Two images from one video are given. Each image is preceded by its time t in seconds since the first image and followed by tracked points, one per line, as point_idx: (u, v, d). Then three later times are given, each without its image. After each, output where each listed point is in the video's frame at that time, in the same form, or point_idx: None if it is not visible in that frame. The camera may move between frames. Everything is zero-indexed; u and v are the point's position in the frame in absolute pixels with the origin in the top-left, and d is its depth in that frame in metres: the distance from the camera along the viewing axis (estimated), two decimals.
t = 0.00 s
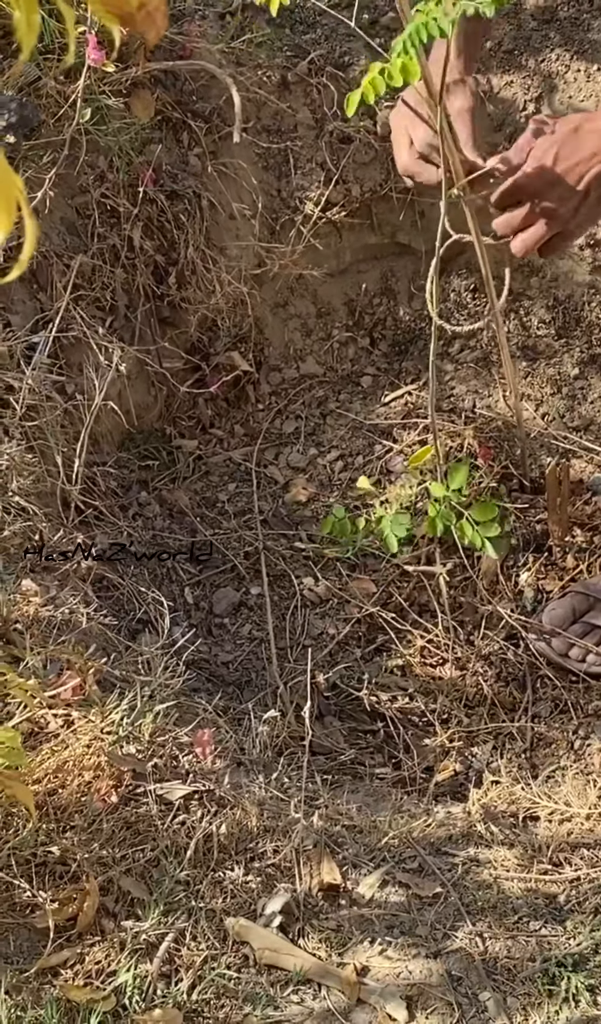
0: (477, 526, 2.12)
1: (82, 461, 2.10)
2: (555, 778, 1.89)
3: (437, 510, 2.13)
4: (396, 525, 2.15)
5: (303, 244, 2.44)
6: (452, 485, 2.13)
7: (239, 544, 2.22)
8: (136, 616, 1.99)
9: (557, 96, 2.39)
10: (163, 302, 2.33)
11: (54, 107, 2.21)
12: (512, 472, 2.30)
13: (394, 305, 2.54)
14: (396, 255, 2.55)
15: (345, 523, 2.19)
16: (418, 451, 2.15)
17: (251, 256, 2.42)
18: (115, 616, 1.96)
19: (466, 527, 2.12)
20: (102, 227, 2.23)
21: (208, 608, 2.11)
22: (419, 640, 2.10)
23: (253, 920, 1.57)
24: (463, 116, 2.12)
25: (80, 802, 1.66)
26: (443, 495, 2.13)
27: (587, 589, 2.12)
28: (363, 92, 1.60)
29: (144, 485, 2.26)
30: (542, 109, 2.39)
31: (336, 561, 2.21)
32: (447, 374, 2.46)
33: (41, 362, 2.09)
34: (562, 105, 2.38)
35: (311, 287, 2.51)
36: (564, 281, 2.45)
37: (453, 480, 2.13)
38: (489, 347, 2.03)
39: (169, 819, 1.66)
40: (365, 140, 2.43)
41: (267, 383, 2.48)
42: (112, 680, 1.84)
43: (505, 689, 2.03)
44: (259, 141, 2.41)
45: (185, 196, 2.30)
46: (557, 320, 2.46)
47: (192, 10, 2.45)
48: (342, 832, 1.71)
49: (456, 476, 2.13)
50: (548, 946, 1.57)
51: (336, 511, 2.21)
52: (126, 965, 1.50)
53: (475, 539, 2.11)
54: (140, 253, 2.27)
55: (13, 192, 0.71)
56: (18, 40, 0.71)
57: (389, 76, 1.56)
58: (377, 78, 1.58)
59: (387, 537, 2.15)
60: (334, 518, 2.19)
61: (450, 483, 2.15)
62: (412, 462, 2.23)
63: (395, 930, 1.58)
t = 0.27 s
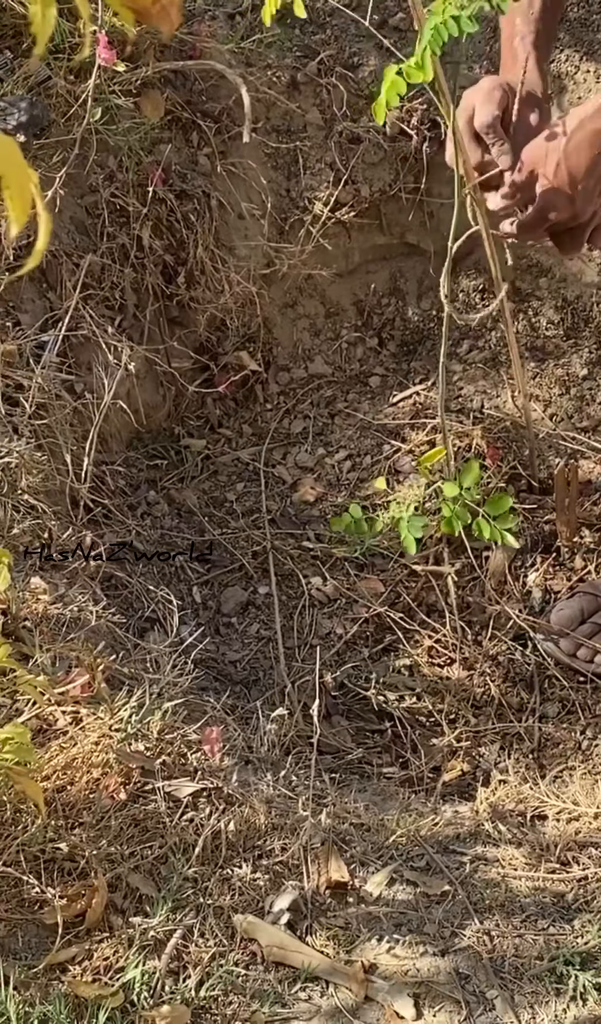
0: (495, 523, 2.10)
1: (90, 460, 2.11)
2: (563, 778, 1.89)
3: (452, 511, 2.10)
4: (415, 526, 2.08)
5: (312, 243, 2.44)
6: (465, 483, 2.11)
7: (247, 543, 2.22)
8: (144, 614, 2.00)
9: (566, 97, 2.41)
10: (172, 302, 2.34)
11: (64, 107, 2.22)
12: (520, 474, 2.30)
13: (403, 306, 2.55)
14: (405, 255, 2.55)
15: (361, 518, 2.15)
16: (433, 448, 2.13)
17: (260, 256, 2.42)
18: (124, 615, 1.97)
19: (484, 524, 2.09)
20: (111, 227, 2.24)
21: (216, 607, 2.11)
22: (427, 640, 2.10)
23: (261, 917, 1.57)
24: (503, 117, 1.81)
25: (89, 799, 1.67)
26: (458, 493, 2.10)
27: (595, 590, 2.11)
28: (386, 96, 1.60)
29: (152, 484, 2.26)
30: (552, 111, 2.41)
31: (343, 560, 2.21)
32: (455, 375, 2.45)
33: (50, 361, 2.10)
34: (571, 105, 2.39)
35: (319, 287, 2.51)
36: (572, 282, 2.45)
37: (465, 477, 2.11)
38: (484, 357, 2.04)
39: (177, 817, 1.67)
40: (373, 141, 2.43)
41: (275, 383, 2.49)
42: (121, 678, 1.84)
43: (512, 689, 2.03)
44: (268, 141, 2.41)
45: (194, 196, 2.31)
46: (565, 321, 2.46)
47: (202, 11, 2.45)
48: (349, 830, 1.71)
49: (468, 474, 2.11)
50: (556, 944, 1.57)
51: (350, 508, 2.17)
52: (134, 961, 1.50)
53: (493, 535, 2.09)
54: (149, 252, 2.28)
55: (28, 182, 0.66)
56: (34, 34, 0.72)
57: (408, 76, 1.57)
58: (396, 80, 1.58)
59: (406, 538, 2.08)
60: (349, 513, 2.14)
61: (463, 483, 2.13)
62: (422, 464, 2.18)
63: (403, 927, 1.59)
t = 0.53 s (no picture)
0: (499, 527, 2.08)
1: (98, 459, 2.12)
2: (569, 778, 1.89)
3: (456, 514, 2.08)
4: (418, 529, 2.08)
5: (320, 244, 2.46)
6: (469, 486, 2.10)
7: (254, 544, 2.23)
8: (151, 613, 2.00)
9: (574, 99, 2.41)
10: (179, 303, 2.34)
11: (74, 107, 2.23)
12: (528, 476, 2.30)
13: (410, 307, 2.56)
14: (413, 257, 2.56)
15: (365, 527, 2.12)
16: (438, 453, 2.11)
17: (267, 257, 2.43)
18: (131, 614, 1.97)
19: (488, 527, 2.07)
20: (119, 228, 2.25)
21: (223, 607, 2.12)
22: (433, 640, 2.10)
23: (267, 915, 1.58)
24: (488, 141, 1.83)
25: (96, 797, 1.67)
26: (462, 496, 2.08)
27: None
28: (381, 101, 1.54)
29: (160, 484, 2.27)
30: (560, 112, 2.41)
31: (350, 561, 2.21)
32: (462, 376, 2.45)
33: (59, 361, 2.10)
34: (580, 107, 2.40)
35: (327, 288, 2.53)
36: (580, 284, 2.46)
37: (470, 480, 2.11)
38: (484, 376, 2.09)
39: (184, 815, 1.67)
40: (381, 142, 2.43)
41: (283, 384, 2.49)
42: (128, 676, 1.85)
43: (518, 690, 2.04)
44: (276, 143, 2.41)
45: (203, 197, 2.32)
46: (573, 323, 2.47)
47: (211, 13, 2.46)
48: (356, 829, 1.71)
49: (472, 478, 2.11)
50: (562, 943, 1.57)
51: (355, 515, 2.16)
52: (140, 958, 1.50)
53: (494, 537, 2.07)
54: (157, 253, 2.28)
55: (39, 175, 0.64)
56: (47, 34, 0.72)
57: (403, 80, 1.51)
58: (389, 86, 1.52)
59: (409, 542, 2.07)
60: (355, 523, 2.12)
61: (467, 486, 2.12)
62: (427, 468, 2.17)
63: (409, 926, 1.59)
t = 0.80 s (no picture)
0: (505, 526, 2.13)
1: (102, 462, 2.12)
2: (570, 783, 1.89)
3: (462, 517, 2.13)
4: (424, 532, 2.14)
5: (323, 250, 2.46)
6: (475, 489, 2.14)
7: (257, 548, 2.23)
8: (154, 617, 2.01)
9: (578, 105, 2.39)
10: (183, 307, 2.35)
11: (78, 113, 2.24)
12: (530, 480, 2.31)
13: (413, 312, 2.53)
14: (416, 262, 2.52)
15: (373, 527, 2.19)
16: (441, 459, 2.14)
17: (271, 262, 2.43)
18: (134, 617, 1.98)
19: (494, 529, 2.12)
20: (124, 233, 2.26)
21: (225, 611, 2.12)
22: (436, 645, 2.10)
23: (268, 918, 1.58)
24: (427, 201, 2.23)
25: (97, 800, 1.67)
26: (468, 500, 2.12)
27: None
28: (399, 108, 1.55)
29: (163, 488, 2.28)
30: (563, 119, 2.40)
31: (353, 565, 2.22)
32: (466, 381, 2.45)
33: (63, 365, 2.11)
34: (583, 114, 2.38)
35: (330, 293, 2.51)
36: (583, 289, 2.46)
37: (475, 483, 2.14)
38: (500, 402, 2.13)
39: (185, 818, 1.68)
40: (384, 148, 2.46)
41: (286, 389, 2.49)
42: (130, 680, 1.85)
43: (520, 694, 2.04)
44: (280, 148, 2.42)
45: (206, 203, 2.33)
46: (576, 328, 2.46)
47: (215, 19, 2.46)
48: (357, 833, 1.71)
49: (477, 480, 2.14)
50: (561, 947, 1.57)
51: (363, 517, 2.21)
52: (141, 960, 1.51)
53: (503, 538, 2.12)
54: (161, 258, 2.29)
55: (36, 182, 0.70)
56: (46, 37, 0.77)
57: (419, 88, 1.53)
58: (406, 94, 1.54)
59: (416, 546, 2.13)
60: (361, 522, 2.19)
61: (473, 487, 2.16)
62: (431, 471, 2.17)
63: (409, 929, 1.59)
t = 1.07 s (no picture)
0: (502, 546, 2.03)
1: (99, 468, 2.13)
2: (566, 790, 1.89)
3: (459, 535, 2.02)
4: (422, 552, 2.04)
5: (322, 257, 2.45)
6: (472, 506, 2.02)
7: (255, 554, 2.23)
8: (150, 623, 2.01)
9: (576, 112, 2.38)
10: (182, 313, 2.36)
11: (77, 120, 2.25)
12: (528, 487, 2.30)
13: (412, 318, 2.54)
14: (415, 269, 2.52)
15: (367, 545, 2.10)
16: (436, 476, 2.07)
17: (270, 269, 2.44)
18: (131, 624, 1.98)
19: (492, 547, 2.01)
20: (122, 240, 2.26)
21: (223, 617, 2.12)
22: (433, 651, 2.10)
23: (261, 925, 1.58)
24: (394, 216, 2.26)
25: (92, 807, 1.67)
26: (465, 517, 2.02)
27: None
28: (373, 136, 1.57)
29: (161, 495, 2.28)
30: (561, 126, 2.39)
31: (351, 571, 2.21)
32: (464, 388, 2.44)
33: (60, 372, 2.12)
34: (581, 121, 2.38)
35: (329, 300, 2.51)
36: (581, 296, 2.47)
37: (472, 501, 2.02)
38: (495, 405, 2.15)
39: (180, 825, 1.67)
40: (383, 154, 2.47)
41: (285, 395, 2.49)
42: (126, 687, 1.85)
43: (518, 701, 2.04)
44: (279, 155, 2.42)
45: (205, 209, 2.34)
46: (574, 334, 2.48)
47: (214, 25, 2.46)
48: (351, 840, 1.71)
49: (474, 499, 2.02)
50: (554, 955, 1.57)
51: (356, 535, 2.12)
52: (134, 968, 1.50)
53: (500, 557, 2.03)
54: (160, 264, 2.30)
55: (15, 198, 0.75)
56: (29, 50, 0.77)
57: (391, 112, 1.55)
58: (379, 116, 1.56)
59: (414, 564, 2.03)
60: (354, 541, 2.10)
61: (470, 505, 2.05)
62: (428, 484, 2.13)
63: (403, 937, 1.59)
